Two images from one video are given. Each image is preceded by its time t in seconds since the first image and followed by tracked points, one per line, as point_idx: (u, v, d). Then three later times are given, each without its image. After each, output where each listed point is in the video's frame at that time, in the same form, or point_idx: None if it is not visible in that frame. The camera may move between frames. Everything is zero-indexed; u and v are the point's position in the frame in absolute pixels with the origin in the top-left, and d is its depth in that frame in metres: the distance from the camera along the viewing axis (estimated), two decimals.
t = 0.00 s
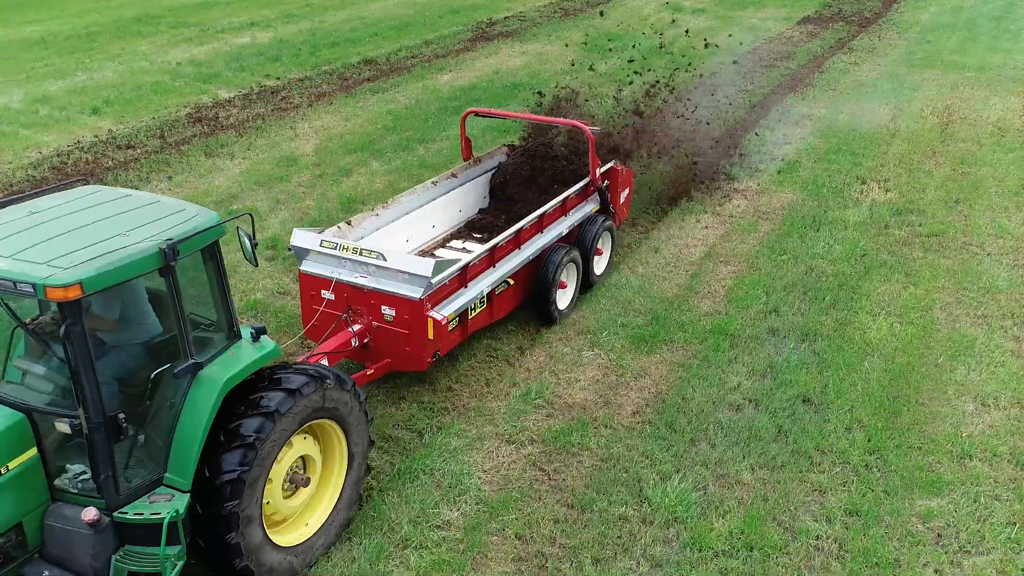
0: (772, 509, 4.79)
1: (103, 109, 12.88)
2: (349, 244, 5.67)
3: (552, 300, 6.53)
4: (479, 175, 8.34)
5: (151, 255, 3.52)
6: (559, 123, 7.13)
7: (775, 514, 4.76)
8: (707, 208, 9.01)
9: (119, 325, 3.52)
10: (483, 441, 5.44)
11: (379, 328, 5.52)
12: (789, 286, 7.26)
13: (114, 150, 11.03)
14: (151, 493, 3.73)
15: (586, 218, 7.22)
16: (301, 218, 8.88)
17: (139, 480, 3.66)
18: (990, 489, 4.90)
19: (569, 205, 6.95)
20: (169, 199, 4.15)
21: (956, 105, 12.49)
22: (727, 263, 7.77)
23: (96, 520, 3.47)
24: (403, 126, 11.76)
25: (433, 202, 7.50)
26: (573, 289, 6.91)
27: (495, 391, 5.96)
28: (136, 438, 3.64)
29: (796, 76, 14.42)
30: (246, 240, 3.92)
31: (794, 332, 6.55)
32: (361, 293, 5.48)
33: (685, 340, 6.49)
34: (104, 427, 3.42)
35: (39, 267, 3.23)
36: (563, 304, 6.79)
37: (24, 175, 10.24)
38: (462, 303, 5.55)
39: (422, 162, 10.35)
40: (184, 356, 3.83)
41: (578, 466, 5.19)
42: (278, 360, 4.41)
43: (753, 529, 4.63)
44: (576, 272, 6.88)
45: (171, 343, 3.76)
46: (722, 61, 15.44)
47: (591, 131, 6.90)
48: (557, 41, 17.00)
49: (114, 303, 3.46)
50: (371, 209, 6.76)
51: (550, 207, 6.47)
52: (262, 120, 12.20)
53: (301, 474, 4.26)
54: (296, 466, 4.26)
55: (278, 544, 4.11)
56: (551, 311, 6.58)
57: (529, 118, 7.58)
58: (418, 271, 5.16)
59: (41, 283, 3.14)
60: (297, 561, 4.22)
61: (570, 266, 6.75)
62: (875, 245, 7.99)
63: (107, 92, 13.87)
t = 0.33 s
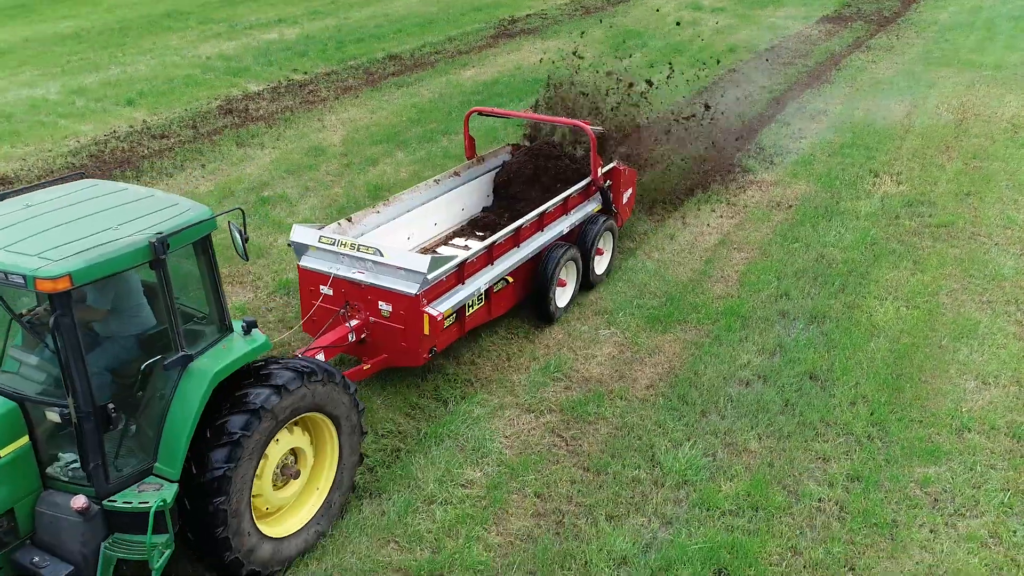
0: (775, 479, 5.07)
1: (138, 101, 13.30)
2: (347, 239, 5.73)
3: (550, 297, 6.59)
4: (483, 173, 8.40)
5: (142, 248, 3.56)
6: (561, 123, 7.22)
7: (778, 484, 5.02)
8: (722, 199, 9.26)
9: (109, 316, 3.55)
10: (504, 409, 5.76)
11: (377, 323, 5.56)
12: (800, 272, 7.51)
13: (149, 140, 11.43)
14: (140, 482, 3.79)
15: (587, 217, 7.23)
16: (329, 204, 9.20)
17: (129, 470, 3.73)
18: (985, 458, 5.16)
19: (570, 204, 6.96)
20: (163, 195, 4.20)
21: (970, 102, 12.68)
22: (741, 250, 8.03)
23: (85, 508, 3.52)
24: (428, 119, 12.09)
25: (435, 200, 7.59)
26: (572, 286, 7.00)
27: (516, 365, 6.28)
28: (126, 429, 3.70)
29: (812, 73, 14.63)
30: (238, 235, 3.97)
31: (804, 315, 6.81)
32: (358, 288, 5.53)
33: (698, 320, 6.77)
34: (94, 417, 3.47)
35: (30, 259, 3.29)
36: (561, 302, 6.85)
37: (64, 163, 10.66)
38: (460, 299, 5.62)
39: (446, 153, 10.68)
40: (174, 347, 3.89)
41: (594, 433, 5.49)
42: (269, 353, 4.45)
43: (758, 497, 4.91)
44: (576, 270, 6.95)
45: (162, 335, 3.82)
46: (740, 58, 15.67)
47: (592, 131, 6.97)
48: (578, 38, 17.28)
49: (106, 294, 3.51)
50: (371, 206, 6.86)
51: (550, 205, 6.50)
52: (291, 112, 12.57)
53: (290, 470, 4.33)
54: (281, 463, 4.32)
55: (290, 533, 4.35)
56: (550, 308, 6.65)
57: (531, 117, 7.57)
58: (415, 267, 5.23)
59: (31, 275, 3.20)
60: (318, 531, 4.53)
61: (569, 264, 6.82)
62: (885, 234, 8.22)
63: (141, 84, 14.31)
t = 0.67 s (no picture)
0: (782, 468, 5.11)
1: (174, 93, 13.74)
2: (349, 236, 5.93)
3: (552, 295, 6.66)
4: (490, 173, 8.48)
5: (133, 239, 3.70)
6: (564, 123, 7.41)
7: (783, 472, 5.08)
8: (740, 191, 9.51)
9: (103, 307, 3.73)
10: (528, 381, 6.08)
11: (376, 318, 5.74)
12: (815, 259, 7.76)
13: (186, 130, 11.84)
14: (132, 469, 3.92)
15: (591, 217, 7.32)
16: (361, 191, 9.55)
17: (121, 456, 3.87)
18: (987, 431, 5.40)
19: (573, 203, 7.07)
20: (159, 188, 4.35)
21: (990, 100, 12.84)
22: (758, 238, 8.28)
23: (77, 493, 3.66)
24: (455, 112, 12.43)
25: (440, 199, 7.69)
26: (575, 285, 7.03)
27: (539, 341, 6.60)
28: (118, 416, 3.85)
29: (834, 71, 14.81)
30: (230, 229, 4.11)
31: (818, 299, 7.06)
32: (358, 283, 5.71)
33: (714, 303, 7.05)
34: (86, 404, 3.61)
35: (24, 250, 3.44)
36: (565, 300, 6.92)
37: (106, 151, 11.09)
38: (458, 296, 5.76)
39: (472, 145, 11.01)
40: (167, 337, 4.04)
41: (613, 403, 5.79)
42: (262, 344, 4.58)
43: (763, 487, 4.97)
44: (579, 268, 7.01)
45: (155, 326, 3.98)
46: (763, 56, 15.88)
47: (595, 130, 7.11)
48: (602, 35, 17.55)
49: (100, 287, 3.68)
50: (376, 203, 6.97)
51: (553, 203, 6.62)
52: (323, 104, 12.94)
53: (283, 462, 4.44)
54: (271, 459, 4.41)
55: (306, 503, 4.61)
56: (551, 307, 6.71)
57: (536, 116, 7.72)
58: (413, 263, 5.40)
59: (23, 264, 3.34)
60: (334, 487, 4.79)
61: (572, 262, 6.89)
62: (900, 225, 8.44)
63: (177, 77, 14.75)
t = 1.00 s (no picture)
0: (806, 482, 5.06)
1: (207, 85, 14.15)
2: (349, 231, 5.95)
3: (551, 292, 6.73)
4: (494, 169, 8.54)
5: (128, 228, 3.81)
6: (569, 121, 7.47)
7: (802, 484, 5.04)
8: (757, 182, 9.77)
9: (101, 295, 3.85)
10: (550, 355, 6.39)
11: (375, 313, 5.77)
12: (829, 246, 8.01)
13: (220, 120, 12.24)
14: (125, 453, 4.04)
15: (593, 214, 7.35)
16: (389, 179, 9.89)
17: (114, 441, 3.99)
18: (988, 406, 5.66)
19: (576, 200, 7.12)
20: (156, 178, 4.44)
21: (1008, 97, 13.02)
22: (773, 226, 8.55)
23: (70, 476, 3.79)
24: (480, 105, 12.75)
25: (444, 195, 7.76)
26: (575, 282, 7.09)
27: (561, 319, 6.92)
28: (113, 402, 3.97)
29: (852, 69, 15.01)
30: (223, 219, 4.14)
31: (830, 284, 7.32)
32: (358, 278, 5.75)
33: (730, 286, 7.33)
34: (80, 388, 3.75)
35: (21, 237, 3.55)
36: (565, 297, 6.97)
37: (144, 139, 11.48)
38: (456, 291, 5.82)
39: (497, 137, 11.33)
40: (162, 326, 4.13)
41: (631, 376, 6.10)
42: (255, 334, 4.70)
43: (780, 501, 4.92)
44: (579, 265, 7.07)
45: (151, 315, 4.08)
46: (783, 54, 16.11)
47: (597, 127, 7.19)
48: (624, 33, 17.81)
49: (97, 276, 3.81)
50: (378, 199, 7.02)
51: (555, 200, 6.68)
52: (351, 97, 13.31)
53: (275, 447, 4.55)
54: (261, 448, 4.52)
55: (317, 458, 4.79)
56: (551, 303, 6.77)
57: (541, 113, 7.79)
58: (411, 258, 5.44)
59: (20, 252, 3.46)
60: (340, 431, 4.91)
61: (572, 259, 6.95)
62: (912, 216, 8.68)
63: (209, 71, 15.17)
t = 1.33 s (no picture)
0: (812, 482, 5.06)
1: (244, 78, 14.58)
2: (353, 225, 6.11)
3: (555, 288, 6.78)
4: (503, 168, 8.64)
5: (128, 216, 3.98)
6: (577, 119, 7.58)
7: (807, 482, 5.06)
8: (779, 174, 10.01)
9: (108, 281, 4.06)
10: (575, 331, 6.71)
11: (378, 305, 5.91)
12: (848, 235, 8.25)
13: (258, 111, 12.65)
14: (123, 435, 4.18)
15: (600, 211, 7.39)
16: (421, 168, 10.23)
17: (114, 422, 4.14)
18: (997, 384, 5.90)
19: (582, 197, 7.19)
20: (161, 169, 4.61)
21: None
22: (794, 216, 8.79)
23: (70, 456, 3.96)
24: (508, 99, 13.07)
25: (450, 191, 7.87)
26: (580, 279, 7.13)
27: (588, 299, 7.23)
28: (112, 385, 4.11)
29: (877, 67, 15.17)
30: (223, 207, 4.31)
31: (848, 270, 7.57)
32: (361, 270, 5.88)
33: (750, 270, 7.60)
34: (80, 370, 3.90)
35: (24, 222, 3.74)
36: (570, 294, 7.02)
37: (185, 129, 11.91)
38: (459, 286, 5.92)
39: (525, 129, 11.64)
40: (161, 312, 4.28)
41: (653, 352, 6.40)
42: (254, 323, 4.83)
43: (786, 502, 4.93)
44: (585, 263, 7.11)
45: (152, 301, 4.24)
46: (807, 52, 16.30)
47: (604, 125, 7.30)
48: (651, 30, 18.06)
49: (104, 261, 4.00)
50: (384, 195, 7.17)
51: (560, 198, 6.77)
52: (383, 91, 13.67)
53: (273, 431, 4.68)
54: (260, 435, 4.64)
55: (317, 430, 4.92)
56: (555, 300, 6.83)
57: (547, 112, 7.90)
58: (412, 251, 5.56)
59: (22, 236, 3.64)
60: (329, 376, 4.90)
61: (577, 257, 6.99)
62: (931, 207, 8.90)
63: (246, 64, 15.61)
